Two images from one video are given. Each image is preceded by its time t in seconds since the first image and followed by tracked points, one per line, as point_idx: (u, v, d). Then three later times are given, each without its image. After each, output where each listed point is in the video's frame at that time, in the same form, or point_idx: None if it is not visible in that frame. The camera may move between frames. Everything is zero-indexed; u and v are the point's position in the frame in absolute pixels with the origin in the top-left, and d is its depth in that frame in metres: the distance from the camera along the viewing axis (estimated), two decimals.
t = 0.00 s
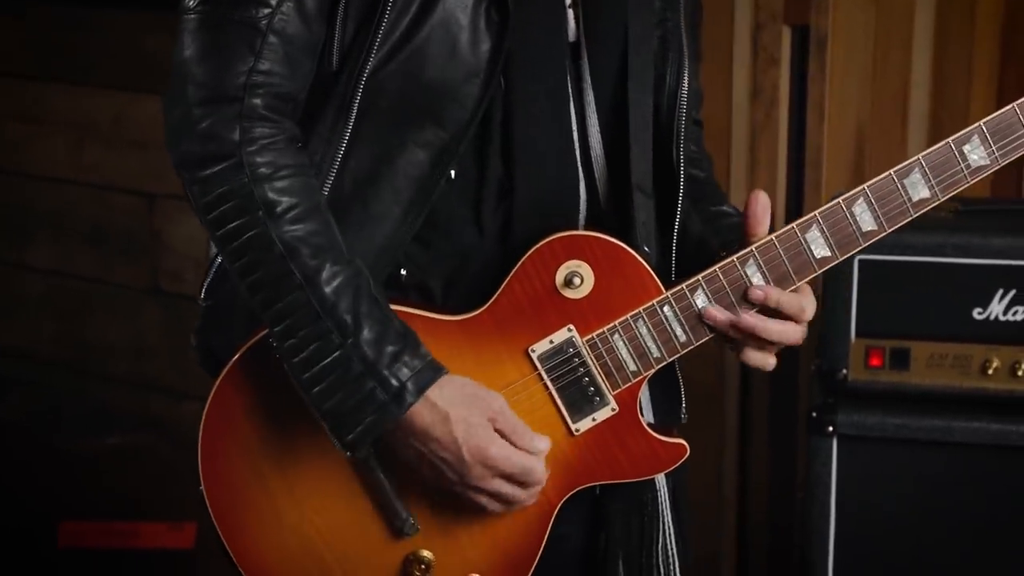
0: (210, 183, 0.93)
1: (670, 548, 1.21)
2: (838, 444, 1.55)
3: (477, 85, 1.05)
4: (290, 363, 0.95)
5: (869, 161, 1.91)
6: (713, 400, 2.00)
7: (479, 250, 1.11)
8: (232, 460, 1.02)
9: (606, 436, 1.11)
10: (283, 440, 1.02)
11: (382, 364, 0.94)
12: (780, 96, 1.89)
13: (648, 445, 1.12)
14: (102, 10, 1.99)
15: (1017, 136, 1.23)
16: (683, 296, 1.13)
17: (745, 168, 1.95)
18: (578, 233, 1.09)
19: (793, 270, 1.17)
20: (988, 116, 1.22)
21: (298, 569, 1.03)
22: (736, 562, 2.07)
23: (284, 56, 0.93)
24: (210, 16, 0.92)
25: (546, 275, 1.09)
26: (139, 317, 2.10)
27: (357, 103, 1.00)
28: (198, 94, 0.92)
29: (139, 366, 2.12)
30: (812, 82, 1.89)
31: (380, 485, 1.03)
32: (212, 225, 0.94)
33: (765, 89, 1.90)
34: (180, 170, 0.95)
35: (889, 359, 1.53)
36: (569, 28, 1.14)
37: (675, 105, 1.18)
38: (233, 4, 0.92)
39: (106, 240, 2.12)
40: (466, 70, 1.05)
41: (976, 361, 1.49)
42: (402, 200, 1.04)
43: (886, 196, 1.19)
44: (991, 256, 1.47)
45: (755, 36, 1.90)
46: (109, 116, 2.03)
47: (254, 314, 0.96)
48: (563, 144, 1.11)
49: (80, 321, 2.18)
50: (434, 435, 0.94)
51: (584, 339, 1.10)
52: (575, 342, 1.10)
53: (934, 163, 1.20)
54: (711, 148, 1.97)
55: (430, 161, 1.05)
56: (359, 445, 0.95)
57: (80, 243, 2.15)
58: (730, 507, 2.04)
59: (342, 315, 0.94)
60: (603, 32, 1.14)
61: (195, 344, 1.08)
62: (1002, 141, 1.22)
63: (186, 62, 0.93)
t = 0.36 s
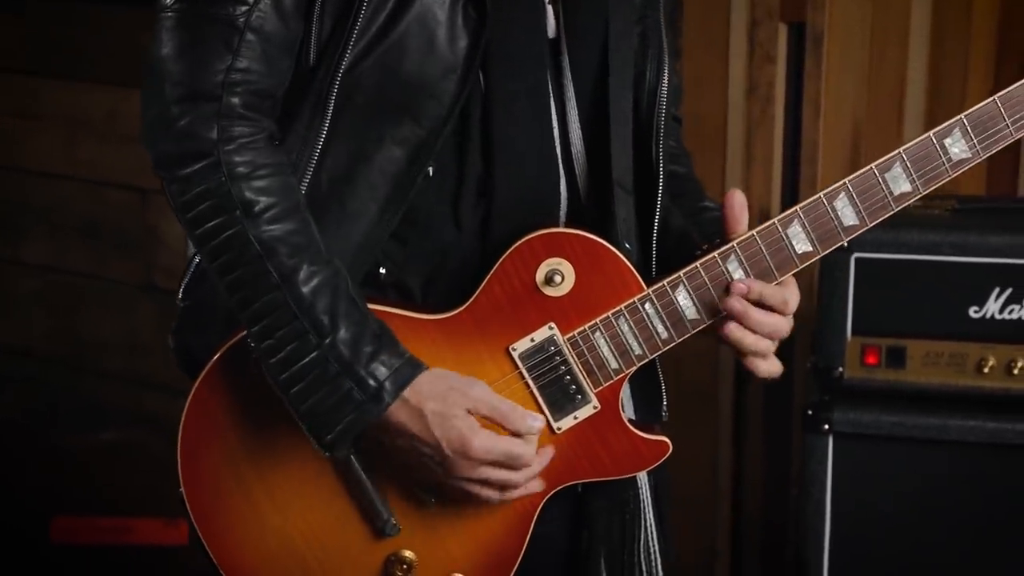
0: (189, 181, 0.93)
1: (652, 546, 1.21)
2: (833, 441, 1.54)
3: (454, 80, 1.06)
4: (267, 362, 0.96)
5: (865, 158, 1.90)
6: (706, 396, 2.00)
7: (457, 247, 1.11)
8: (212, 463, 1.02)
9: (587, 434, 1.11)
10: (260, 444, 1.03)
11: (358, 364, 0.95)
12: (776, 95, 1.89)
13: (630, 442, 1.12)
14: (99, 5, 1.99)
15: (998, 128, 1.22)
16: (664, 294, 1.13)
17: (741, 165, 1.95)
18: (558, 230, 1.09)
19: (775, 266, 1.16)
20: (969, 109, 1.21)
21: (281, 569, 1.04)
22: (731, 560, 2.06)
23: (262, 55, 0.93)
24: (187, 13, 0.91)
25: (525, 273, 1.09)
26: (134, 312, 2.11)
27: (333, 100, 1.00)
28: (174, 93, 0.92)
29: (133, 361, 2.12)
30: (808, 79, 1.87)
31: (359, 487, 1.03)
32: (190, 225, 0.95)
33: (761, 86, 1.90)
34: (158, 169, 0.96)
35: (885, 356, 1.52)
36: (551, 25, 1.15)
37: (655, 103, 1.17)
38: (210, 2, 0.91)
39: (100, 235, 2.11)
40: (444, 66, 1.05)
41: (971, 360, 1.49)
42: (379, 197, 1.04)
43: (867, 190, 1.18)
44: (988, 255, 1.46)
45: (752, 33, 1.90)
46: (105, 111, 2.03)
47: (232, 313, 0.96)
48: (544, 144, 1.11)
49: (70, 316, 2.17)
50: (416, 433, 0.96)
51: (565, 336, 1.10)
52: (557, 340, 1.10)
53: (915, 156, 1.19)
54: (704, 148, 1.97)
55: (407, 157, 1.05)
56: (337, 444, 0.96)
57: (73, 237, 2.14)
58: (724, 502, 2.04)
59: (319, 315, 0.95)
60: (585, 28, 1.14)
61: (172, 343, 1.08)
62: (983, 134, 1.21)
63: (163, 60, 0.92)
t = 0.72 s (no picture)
0: (160, 165, 0.93)
1: (622, 557, 1.20)
2: (821, 437, 1.54)
3: (441, 81, 1.06)
4: (234, 352, 0.95)
5: (852, 157, 1.90)
6: (694, 392, 2.00)
7: (437, 249, 1.10)
8: (181, 457, 1.02)
9: (560, 438, 1.11)
10: (231, 441, 1.02)
11: (327, 356, 0.94)
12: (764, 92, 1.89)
13: (602, 449, 1.12)
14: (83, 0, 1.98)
15: (977, 147, 1.22)
16: (643, 300, 1.13)
17: (727, 163, 1.96)
18: (541, 233, 1.09)
19: (754, 276, 1.17)
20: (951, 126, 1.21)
21: (246, 568, 1.04)
22: (716, 555, 2.07)
23: (241, 43, 0.93)
24: None
25: (505, 277, 1.09)
26: (121, 309, 2.10)
27: (318, 94, 1.00)
28: (151, 76, 0.91)
29: (118, 358, 2.11)
30: (795, 76, 1.88)
31: (331, 487, 1.03)
32: (160, 210, 0.94)
33: (748, 84, 1.91)
34: (128, 154, 0.95)
35: (872, 353, 1.52)
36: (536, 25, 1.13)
37: (639, 111, 1.17)
38: None
39: (86, 232, 2.11)
40: (432, 66, 1.05)
41: (959, 355, 1.49)
42: (361, 195, 1.04)
43: (846, 205, 1.18)
44: (979, 251, 1.46)
45: (739, 28, 1.90)
46: (89, 107, 2.02)
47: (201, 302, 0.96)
48: (530, 147, 1.11)
49: (60, 312, 2.17)
50: (382, 421, 0.96)
51: (542, 340, 1.11)
52: (534, 343, 1.10)
53: (894, 172, 1.19)
54: (691, 143, 1.97)
55: (391, 156, 1.05)
56: (303, 436, 0.95)
57: (62, 234, 2.14)
58: (712, 498, 2.04)
59: (289, 306, 0.94)
60: (573, 29, 1.14)
61: (142, 335, 1.08)
62: (963, 151, 1.21)
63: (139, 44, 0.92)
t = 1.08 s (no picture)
0: (145, 168, 0.93)
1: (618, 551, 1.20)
2: (804, 435, 1.55)
3: (422, 75, 1.05)
4: (227, 352, 0.95)
5: (835, 153, 1.91)
6: (678, 389, 2.01)
7: (425, 247, 1.10)
8: (172, 455, 1.02)
9: (554, 438, 1.11)
10: (223, 441, 1.03)
11: (324, 351, 0.94)
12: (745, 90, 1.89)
13: (595, 448, 1.12)
14: None
15: (970, 145, 1.21)
16: (636, 299, 1.13)
17: (710, 161, 1.95)
18: (532, 234, 1.09)
19: (746, 275, 1.17)
20: (944, 124, 1.20)
21: (238, 567, 1.04)
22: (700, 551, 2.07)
23: (222, 42, 0.92)
24: None
25: (499, 277, 1.09)
26: (103, 308, 2.09)
27: (300, 93, 1.00)
28: (132, 78, 0.91)
29: (101, 356, 2.10)
30: (778, 75, 1.87)
31: (323, 486, 1.03)
32: (147, 214, 0.94)
33: (730, 80, 1.90)
34: (114, 158, 0.95)
35: (854, 350, 1.52)
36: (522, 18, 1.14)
37: (628, 104, 1.16)
38: None
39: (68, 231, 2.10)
40: (413, 60, 1.05)
41: (941, 351, 1.49)
42: (346, 193, 1.04)
43: (839, 201, 1.18)
44: (954, 247, 1.47)
45: (721, 26, 1.89)
46: (70, 105, 2.01)
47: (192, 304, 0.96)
48: (515, 146, 1.11)
49: (41, 312, 2.16)
50: (379, 416, 0.95)
51: (534, 339, 1.10)
52: (526, 343, 1.10)
53: (888, 170, 1.19)
54: (676, 139, 1.97)
55: (375, 153, 1.04)
56: (301, 433, 0.95)
57: (43, 233, 2.13)
58: (696, 495, 2.04)
59: (282, 302, 0.94)
60: (559, 27, 1.14)
61: (134, 338, 1.08)
62: (956, 150, 1.21)
63: (121, 46, 0.92)
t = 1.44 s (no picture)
0: (137, 169, 0.92)
1: (619, 540, 1.20)
2: (793, 429, 1.54)
3: (419, 74, 1.05)
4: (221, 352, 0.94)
5: (825, 147, 1.90)
6: (669, 384, 2.01)
7: (424, 243, 1.09)
8: (171, 452, 1.01)
9: (554, 432, 1.11)
10: (224, 439, 1.02)
11: (318, 350, 0.94)
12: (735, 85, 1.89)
13: (595, 442, 1.12)
14: None
15: (971, 135, 1.21)
16: (634, 293, 1.12)
17: (701, 154, 1.94)
18: (530, 229, 1.08)
19: (746, 268, 1.17)
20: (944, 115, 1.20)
21: (237, 562, 1.03)
22: (691, 546, 2.07)
23: (212, 43, 0.91)
24: None
25: (497, 271, 1.08)
26: (93, 304, 2.08)
27: (295, 94, 0.99)
28: (121, 79, 0.90)
29: (91, 351, 2.09)
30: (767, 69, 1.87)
31: (323, 481, 1.03)
32: (139, 214, 0.93)
33: (720, 74, 1.90)
34: (105, 158, 0.94)
35: (844, 345, 1.52)
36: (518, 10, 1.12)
37: (627, 94, 1.16)
38: None
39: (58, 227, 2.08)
40: (408, 59, 1.04)
41: (931, 346, 1.49)
42: (343, 191, 1.03)
43: (839, 193, 1.18)
44: (945, 242, 1.46)
45: (712, 20, 1.89)
46: (60, 100, 2.00)
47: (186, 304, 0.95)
48: (513, 142, 1.10)
49: (31, 308, 2.14)
50: (378, 413, 0.95)
51: (534, 335, 1.10)
52: (525, 338, 1.09)
53: (888, 161, 1.19)
54: (668, 133, 1.96)
55: (371, 151, 1.04)
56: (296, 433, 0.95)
57: (32, 229, 2.11)
58: (687, 491, 2.04)
59: (275, 302, 0.94)
60: (557, 21, 1.13)
61: (132, 336, 1.08)
62: (956, 140, 1.20)
63: (110, 47, 0.91)
